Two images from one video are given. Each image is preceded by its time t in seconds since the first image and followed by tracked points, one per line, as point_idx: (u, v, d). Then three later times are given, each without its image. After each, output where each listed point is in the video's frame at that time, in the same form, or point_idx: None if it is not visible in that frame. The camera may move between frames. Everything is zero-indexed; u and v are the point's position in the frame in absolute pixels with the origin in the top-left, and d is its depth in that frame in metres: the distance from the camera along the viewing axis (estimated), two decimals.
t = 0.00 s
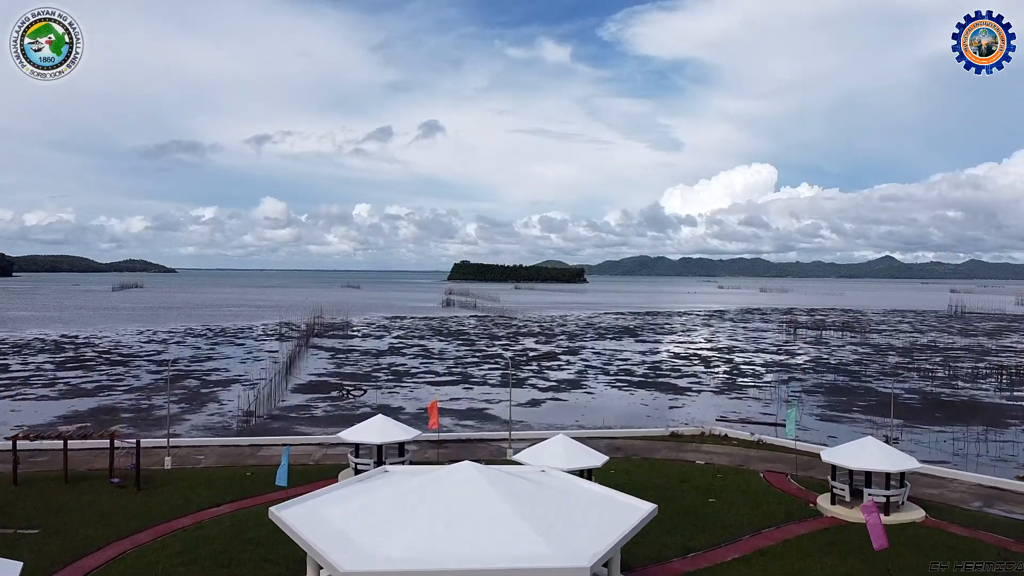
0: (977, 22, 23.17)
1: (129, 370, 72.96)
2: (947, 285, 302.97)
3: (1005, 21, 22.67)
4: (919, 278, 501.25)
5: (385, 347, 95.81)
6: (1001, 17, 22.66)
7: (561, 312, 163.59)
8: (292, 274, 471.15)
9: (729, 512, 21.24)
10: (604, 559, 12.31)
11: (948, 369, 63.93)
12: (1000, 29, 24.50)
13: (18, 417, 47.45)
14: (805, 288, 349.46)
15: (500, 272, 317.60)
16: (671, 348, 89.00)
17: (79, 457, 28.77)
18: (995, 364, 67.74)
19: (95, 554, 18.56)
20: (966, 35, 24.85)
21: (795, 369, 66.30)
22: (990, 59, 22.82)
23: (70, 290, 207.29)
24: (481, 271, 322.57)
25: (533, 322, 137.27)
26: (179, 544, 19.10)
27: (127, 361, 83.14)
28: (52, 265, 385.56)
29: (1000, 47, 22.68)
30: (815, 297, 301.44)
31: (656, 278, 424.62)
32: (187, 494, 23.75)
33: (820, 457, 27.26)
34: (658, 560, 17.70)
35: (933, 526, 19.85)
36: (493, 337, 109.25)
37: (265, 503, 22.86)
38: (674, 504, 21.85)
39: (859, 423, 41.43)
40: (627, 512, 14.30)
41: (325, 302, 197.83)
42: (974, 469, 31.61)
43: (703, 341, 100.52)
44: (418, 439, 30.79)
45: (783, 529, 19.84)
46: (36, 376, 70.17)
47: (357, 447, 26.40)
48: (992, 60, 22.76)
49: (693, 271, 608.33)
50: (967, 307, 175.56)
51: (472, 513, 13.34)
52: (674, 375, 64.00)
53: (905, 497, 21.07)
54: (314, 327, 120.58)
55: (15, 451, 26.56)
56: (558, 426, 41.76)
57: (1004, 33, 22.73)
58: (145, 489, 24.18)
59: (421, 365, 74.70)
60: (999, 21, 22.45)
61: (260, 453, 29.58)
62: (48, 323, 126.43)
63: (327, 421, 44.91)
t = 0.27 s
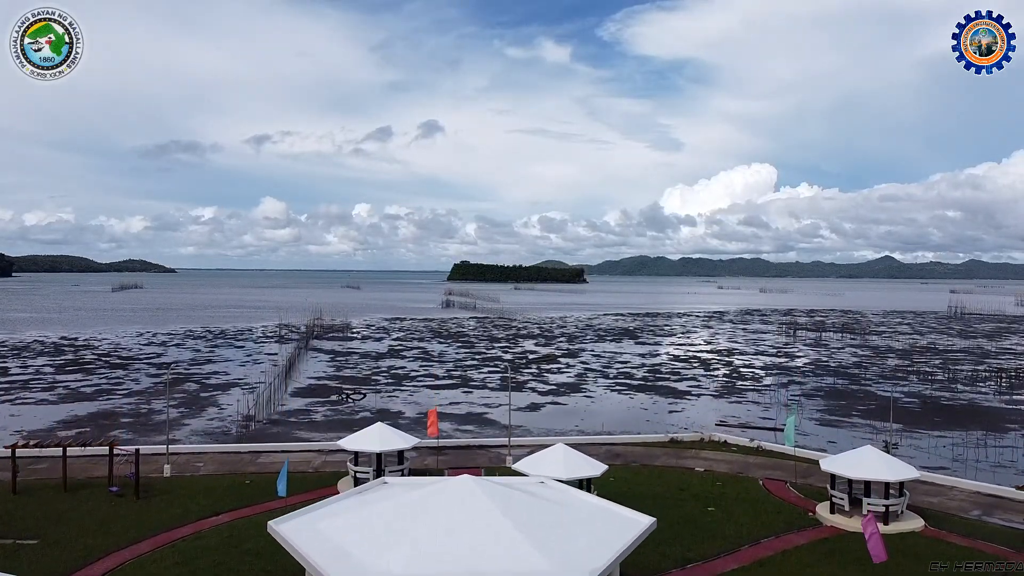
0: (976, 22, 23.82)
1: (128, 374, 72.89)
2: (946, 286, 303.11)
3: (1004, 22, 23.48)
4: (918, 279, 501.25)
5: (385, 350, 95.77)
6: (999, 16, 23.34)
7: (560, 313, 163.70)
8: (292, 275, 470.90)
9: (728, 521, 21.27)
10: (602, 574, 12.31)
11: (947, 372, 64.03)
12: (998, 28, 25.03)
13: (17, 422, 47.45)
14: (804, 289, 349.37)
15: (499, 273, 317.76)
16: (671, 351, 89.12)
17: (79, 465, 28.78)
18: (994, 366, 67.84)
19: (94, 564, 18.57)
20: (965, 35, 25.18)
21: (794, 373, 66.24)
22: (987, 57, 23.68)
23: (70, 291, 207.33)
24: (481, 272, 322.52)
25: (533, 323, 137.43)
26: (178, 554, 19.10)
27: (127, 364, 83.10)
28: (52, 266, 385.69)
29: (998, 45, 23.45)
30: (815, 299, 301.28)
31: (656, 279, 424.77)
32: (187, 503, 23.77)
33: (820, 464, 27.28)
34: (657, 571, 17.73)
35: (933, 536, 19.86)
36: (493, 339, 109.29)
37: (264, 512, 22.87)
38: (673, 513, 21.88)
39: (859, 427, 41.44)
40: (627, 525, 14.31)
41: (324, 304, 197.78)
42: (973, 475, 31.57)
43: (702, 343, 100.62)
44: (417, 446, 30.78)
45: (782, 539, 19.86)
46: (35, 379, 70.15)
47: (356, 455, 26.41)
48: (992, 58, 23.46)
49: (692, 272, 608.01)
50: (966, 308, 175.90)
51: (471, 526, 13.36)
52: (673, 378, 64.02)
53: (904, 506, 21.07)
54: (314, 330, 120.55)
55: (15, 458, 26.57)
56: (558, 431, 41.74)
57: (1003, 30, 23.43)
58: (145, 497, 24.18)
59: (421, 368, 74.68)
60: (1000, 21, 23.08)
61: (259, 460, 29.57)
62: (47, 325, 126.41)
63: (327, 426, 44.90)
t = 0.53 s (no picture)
0: (977, 22, 24.31)
1: (127, 378, 72.80)
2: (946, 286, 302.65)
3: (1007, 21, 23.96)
4: (918, 279, 500.95)
5: (385, 352, 95.67)
6: (1000, 16, 23.82)
7: (560, 314, 163.56)
8: (292, 275, 470.77)
9: (726, 530, 21.27)
10: None
11: (947, 375, 63.94)
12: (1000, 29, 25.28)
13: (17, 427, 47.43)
14: (804, 290, 348.97)
15: (499, 274, 317.72)
16: (671, 353, 89.04)
17: (79, 473, 28.79)
18: (994, 369, 67.75)
19: None
20: (966, 35, 25.29)
21: (794, 376, 66.18)
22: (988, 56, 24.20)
23: (71, 292, 207.33)
24: (481, 273, 322.45)
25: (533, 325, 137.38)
26: (177, 567, 19.07)
27: (126, 367, 83.04)
28: (52, 268, 385.64)
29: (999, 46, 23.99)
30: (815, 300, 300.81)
31: (656, 278, 424.80)
32: (186, 512, 23.77)
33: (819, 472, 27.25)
34: None
35: (933, 547, 19.84)
36: (493, 341, 109.21)
37: (263, 522, 22.85)
38: (671, 522, 21.88)
39: (859, 433, 41.39)
40: (626, 538, 14.31)
41: (324, 305, 197.62)
42: (973, 482, 31.56)
43: (702, 345, 100.50)
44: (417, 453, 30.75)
45: (781, 549, 19.85)
46: (35, 383, 70.05)
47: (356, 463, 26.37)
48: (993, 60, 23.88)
49: (692, 272, 607.70)
50: (966, 309, 175.76)
51: (470, 542, 13.33)
52: (673, 382, 63.94)
53: (904, 516, 21.03)
54: (314, 332, 120.41)
55: (15, 467, 26.59)
56: (557, 436, 41.70)
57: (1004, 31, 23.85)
58: (143, 507, 24.17)
59: (420, 372, 74.60)
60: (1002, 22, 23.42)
61: (259, 467, 29.54)
62: (47, 327, 126.30)
63: (326, 432, 44.84)
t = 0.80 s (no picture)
0: (976, 22, 25.13)
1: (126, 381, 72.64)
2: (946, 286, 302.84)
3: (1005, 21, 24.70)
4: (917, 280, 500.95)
5: (384, 355, 95.67)
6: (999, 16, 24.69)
7: (560, 315, 163.56)
8: (291, 275, 470.40)
9: (726, 539, 21.29)
10: None
11: (946, 378, 64.02)
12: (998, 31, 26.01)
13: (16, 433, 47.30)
14: (804, 290, 348.86)
15: (499, 274, 317.77)
16: (670, 356, 89.05)
17: (78, 481, 28.73)
18: (993, 372, 67.83)
19: None
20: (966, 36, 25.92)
21: (794, 379, 66.17)
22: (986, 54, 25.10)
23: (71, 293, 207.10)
24: (481, 273, 321.54)
25: (533, 326, 137.41)
26: None
27: (126, 370, 82.93)
28: (51, 268, 385.28)
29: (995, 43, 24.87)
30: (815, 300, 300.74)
31: (656, 279, 424.70)
32: (185, 522, 23.72)
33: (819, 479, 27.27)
34: None
35: (933, 556, 19.86)
36: (492, 344, 109.18)
37: (262, 532, 22.82)
38: (670, 531, 21.91)
39: (858, 437, 41.41)
40: (624, 552, 14.32)
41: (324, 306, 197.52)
42: (972, 488, 31.55)
43: (702, 347, 100.53)
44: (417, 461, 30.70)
45: (781, 559, 19.86)
46: (34, 387, 69.93)
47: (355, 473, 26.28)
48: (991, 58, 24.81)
49: (692, 273, 607.72)
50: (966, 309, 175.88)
51: (470, 557, 13.32)
52: (672, 385, 63.94)
53: (903, 525, 21.04)
54: (313, 334, 120.31)
55: (14, 475, 26.52)
56: (557, 441, 41.67)
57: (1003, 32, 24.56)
58: (142, 516, 24.11)
59: (420, 375, 74.53)
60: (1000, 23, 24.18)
61: (258, 474, 29.49)
62: (46, 329, 126.16)
63: (326, 437, 44.78)
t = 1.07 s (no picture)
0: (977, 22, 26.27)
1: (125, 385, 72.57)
2: (945, 287, 302.63)
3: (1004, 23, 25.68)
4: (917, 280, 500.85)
5: (384, 357, 95.67)
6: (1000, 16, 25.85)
7: (560, 317, 163.63)
8: (291, 275, 470.27)
9: (725, 548, 21.31)
10: None
11: (945, 381, 64.06)
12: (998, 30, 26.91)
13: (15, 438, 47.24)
14: (803, 291, 348.74)
15: (499, 275, 317.90)
16: (670, 358, 89.14)
17: (78, 488, 28.73)
18: (992, 375, 67.88)
19: None
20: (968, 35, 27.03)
21: (793, 382, 66.15)
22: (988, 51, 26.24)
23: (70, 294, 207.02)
24: (480, 274, 321.62)
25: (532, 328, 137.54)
26: None
27: (126, 374, 82.88)
28: (51, 269, 385.32)
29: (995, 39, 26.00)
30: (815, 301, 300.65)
31: (656, 279, 424.70)
32: (185, 530, 23.73)
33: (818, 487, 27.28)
34: None
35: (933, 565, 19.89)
36: (492, 346, 109.22)
37: (262, 541, 22.81)
38: (670, 540, 21.94)
39: (858, 442, 41.43)
40: (623, 566, 14.33)
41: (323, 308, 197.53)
42: (972, 494, 31.55)
43: (701, 349, 100.52)
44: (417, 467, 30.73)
45: (780, 569, 19.88)
46: (34, 391, 69.90)
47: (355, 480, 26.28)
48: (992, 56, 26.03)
49: (692, 273, 607.78)
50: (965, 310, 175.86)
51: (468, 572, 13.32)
52: (671, 388, 63.97)
53: (903, 534, 21.07)
54: (313, 336, 120.34)
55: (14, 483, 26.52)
56: (557, 446, 41.64)
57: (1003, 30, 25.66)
58: (142, 525, 24.12)
59: (419, 378, 74.55)
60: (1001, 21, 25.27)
61: (258, 482, 29.51)
62: (46, 331, 126.12)
63: (325, 442, 44.78)
